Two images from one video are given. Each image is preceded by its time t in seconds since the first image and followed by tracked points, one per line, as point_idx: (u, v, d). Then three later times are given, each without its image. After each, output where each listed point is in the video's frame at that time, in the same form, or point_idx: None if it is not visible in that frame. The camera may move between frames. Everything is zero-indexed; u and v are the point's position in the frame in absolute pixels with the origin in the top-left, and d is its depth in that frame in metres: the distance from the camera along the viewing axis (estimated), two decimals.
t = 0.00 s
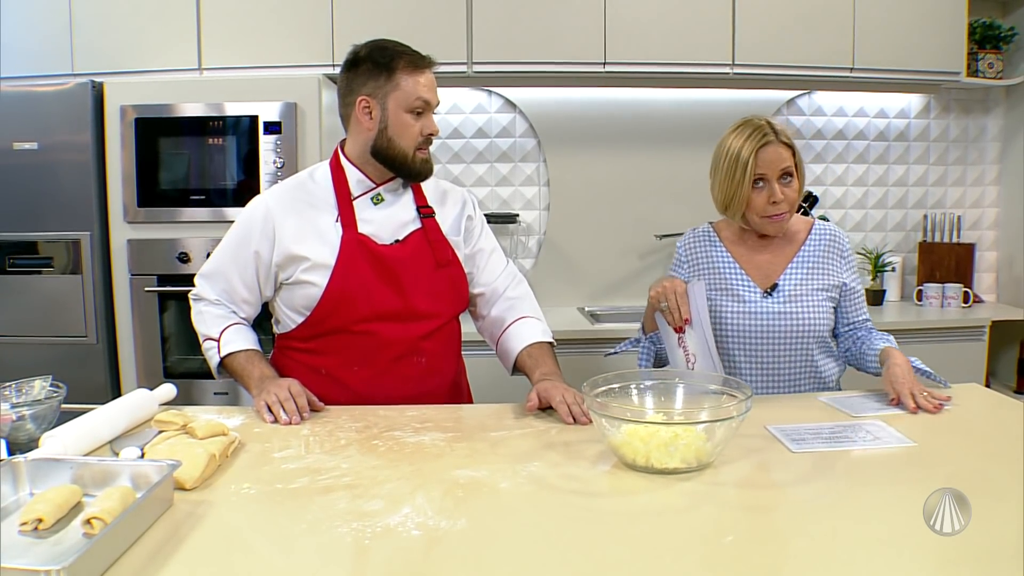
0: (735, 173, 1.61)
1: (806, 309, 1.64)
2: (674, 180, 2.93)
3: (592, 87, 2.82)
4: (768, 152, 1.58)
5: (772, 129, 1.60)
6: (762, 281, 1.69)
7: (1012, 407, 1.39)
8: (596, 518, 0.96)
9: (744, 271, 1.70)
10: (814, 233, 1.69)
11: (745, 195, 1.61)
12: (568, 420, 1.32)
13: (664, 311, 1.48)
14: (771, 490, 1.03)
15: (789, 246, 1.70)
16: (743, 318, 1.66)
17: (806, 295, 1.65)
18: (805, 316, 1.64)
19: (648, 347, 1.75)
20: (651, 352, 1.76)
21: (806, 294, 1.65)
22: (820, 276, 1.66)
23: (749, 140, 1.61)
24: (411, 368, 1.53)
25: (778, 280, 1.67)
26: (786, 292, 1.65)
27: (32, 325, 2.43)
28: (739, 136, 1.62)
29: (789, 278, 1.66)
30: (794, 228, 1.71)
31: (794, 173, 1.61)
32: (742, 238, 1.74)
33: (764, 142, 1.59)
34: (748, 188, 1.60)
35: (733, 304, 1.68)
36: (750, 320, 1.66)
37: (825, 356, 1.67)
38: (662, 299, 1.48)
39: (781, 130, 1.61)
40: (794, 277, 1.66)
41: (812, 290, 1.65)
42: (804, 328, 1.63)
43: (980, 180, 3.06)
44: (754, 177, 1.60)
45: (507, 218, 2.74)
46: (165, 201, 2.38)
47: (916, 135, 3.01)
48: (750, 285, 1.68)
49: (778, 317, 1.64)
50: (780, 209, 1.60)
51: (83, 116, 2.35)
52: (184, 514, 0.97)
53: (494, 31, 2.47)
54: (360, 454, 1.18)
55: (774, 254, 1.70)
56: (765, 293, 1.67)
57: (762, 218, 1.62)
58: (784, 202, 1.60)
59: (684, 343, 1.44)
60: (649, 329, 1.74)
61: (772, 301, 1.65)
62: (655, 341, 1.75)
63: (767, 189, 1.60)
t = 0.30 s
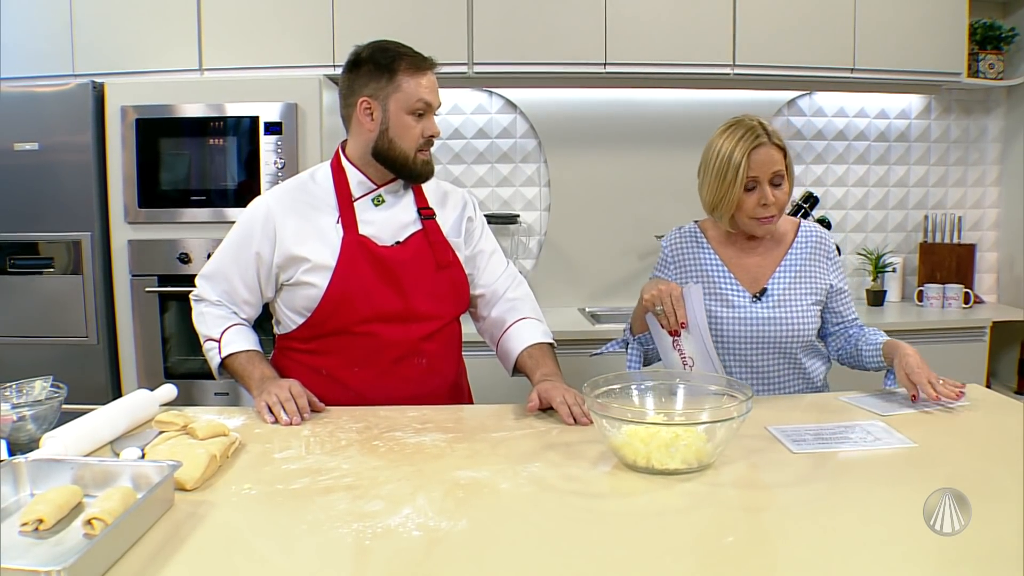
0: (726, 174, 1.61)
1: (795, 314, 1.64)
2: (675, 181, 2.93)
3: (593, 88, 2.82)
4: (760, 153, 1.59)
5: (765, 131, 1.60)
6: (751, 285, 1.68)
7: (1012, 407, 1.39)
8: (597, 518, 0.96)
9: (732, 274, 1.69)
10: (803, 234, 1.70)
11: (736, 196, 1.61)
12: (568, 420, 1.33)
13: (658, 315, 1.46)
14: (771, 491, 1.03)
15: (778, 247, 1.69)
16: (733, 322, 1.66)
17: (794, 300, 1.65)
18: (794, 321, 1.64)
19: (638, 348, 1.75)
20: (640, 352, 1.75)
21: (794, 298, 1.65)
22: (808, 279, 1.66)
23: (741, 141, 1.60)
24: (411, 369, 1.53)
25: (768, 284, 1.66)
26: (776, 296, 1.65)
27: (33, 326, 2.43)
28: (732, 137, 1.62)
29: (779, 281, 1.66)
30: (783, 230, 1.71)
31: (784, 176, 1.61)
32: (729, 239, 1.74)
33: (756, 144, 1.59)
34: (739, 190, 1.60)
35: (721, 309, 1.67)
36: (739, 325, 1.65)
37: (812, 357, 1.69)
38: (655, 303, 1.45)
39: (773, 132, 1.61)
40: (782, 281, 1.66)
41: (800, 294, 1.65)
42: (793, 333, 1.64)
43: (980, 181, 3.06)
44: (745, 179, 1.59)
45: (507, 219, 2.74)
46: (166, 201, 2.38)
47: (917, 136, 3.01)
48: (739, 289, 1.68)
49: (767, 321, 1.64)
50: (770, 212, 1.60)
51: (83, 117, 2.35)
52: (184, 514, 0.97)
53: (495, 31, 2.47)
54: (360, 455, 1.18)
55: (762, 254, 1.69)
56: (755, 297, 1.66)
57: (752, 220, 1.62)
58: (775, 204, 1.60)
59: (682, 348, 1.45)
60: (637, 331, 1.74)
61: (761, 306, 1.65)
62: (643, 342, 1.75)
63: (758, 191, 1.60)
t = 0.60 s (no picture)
0: (731, 159, 1.61)
1: (795, 312, 1.63)
2: (676, 182, 2.93)
3: (593, 89, 2.82)
4: (764, 141, 1.58)
5: (771, 121, 1.60)
6: (752, 280, 1.68)
7: (1014, 407, 1.39)
8: (597, 519, 0.96)
9: (734, 268, 1.70)
10: (806, 231, 1.69)
11: (738, 182, 1.61)
12: (569, 421, 1.32)
13: (664, 310, 1.44)
14: (771, 492, 1.03)
15: (780, 244, 1.69)
16: (733, 316, 1.66)
17: (795, 297, 1.64)
18: (794, 319, 1.63)
19: (641, 345, 1.74)
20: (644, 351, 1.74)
21: (795, 294, 1.65)
22: (810, 277, 1.66)
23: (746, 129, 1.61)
24: (412, 370, 1.53)
25: (768, 280, 1.66)
26: (776, 293, 1.65)
27: (33, 326, 2.43)
28: (738, 125, 1.62)
29: (779, 278, 1.66)
30: (786, 228, 1.71)
31: (788, 167, 1.61)
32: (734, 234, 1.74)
33: (761, 133, 1.59)
34: (741, 177, 1.60)
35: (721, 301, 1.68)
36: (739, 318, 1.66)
37: (812, 357, 1.67)
38: (662, 298, 1.43)
39: (779, 123, 1.61)
40: (783, 278, 1.66)
41: (801, 291, 1.65)
42: (793, 330, 1.63)
43: (980, 182, 3.06)
44: (748, 167, 1.59)
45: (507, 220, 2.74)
46: (167, 202, 2.39)
47: (918, 136, 3.01)
48: (740, 284, 1.68)
49: (768, 315, 1.64)
50: (770, 200, 1.61)
51: (84, 117, 2.35)
52: (185, 515, 0.97)
53: (496, 32, 2.47)
54: (361, 455, 1.18)
55: (766, 249, 1.69)
56: (755, 293, 1.66)
57: (752, 207, 1.62)
58: (776, 193, 1.60)
59: (690, 340, 1.42)
60: (640, 326, 1.74)
61: (762, 302, 1.65)
62: (647, 337, 1.75)
63: (760, 180, 1.60)
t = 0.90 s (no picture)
0: (750, 153, 1.61)
1: (792, 312, 1.63)
2: (675, 182, 2.93)
3: (593, 90, 2.82)
4: (784, 140, 1.58)
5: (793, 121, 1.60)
6: (754, 279, 1.69)
7: (1014, 408, 1.39)
8: (597, 520, 0.96)
9: (739, 267, 1.72)
10: (816, 234, 1.65)
11: (754, 178, 1.62)
12: (569, 422, 1.32)
13: (672, 299, 1.47)
14: (771, 493, 1.03)
15: (788, 243, 1.68)
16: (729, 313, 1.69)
17: (794, 297, 1.64)
18: (790, 319, 1.63)
19: (652, 340, 1.74)
20: (655, 347, 1.74)
21: (795, 295, 1.64)
22: (813, 278, 1.63)
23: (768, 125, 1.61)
24: (411, 371, 1.53)
25: (769, 279, 1.67)
26: (775, 292, 1.65)
27: (34, 327, 2.43)
28: (760, 122, 1.62)
29: (780, 277, 1.66)
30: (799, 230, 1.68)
31: (806, 168, 1.61)
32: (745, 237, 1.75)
33: (781, 131, 1.59)
34: (758, 173, 1.60)
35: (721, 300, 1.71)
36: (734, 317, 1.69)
37: (812, 359, 1.66)
38: (669, 287, 1.46)
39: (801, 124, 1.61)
40: (784, 278, 1.65)
41: (801, 292, 1.63)
42: (787, 330, 1.63)
43: (980, 182, 3.06)
44: (766, 163, 1.60)
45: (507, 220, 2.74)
46: (167, 202, 2.39)
47: (918, 137, 3.01)
48: (742, 281, 1.70)
49: (763, 316, 1.65)
50: (782, 199, 1.61)
51: (85, 118, 2.35)
52: (186, 515, 0.97)
53: (496, 33, 2.47)
54: (361, 456, 1.18)
55: (771, 249, 1.69)
56: (755, 291, 1.68)
57: (764, 204, 1.63)
58: (789, 192, 1.60)
59: (701, 326, 1.43)
60: (654, 322, 1.74)
61: (758, 301, 1.66)
62: (659, 333, 1.75)
63: (775, 177, 1.60)
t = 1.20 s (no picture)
0: (761, 156, 1.62)
1: (790, 313, 1.63)
2: (676, 183, 2.93)
3: (592, 90, 2.82)
4: (794, 146, 1.59)
5: (805, 127, 1.61)
6: (756, 280, 1.69)
7: (1014, 408, 1.39)
8: (597, 520, 0.95)
9: (741, 269, 1.72)
10: (821, 237, 1.65)
11: (763, 182, 1.62)
12: (569, 422, 1.32)
13: (667, 303, 1.47)
14: (770, 494, 1.03)
15: (791, 245, 1.68)
16: (728, 313, 1.70)
17: (792, 299, 1.64)
18: (787, 320, 1.63)
19: (653, 339, 1.74)
20: (655, 347, 1.74)
21: (794, 297, 1.64)
22: (814, 280, 1.63)
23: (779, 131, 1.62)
24: (411, 371, 1.53)
25: (771, 280, 1.67)
26: (774, 293, 1.66)
27: (34, 327, 2.43)
28: (772, 126, 1.63)
29: (782, 278, 1.66)
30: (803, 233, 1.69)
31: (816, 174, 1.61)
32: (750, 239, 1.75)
33: (792, 135, 1.60)
34: (767, 178, 1.61)
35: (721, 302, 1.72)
36: (732, 317, 1.70)
37: (810, 361, 1.65)
38: (665, 291, 1.48)
39: (813, 130, 1.61)
40: (785, 280, 1.66)
41: (800, 293, 1.63)
42: (784, 331, 1.63)
43: (980, 182, 3.06)
44: (776, 167, 1.61)
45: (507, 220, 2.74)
46: (166, 202, 2.39)
47: (918, 137, 3.00)
48: (743, 282, 1.71)
49: (761, 316, 1.66)
50: (791, 204, 1.61)
51: (85, 118, 2.35)
52: (185, 516, 0.97)
53: (496, 34, 2.47)
54: (361, 456, 1.18)
55: (776, 250, 1.70)
56: (755, 292, 1.68)
57: (772, 209, 1.63)
58: (798, 198, 1.60)
59: (691, 334, 1.43)
60: (655, 320, 1.74)
61: (757, 301, 1.67)
62: (660, 332, 1.75)
63: (784, 182, 1.61)
